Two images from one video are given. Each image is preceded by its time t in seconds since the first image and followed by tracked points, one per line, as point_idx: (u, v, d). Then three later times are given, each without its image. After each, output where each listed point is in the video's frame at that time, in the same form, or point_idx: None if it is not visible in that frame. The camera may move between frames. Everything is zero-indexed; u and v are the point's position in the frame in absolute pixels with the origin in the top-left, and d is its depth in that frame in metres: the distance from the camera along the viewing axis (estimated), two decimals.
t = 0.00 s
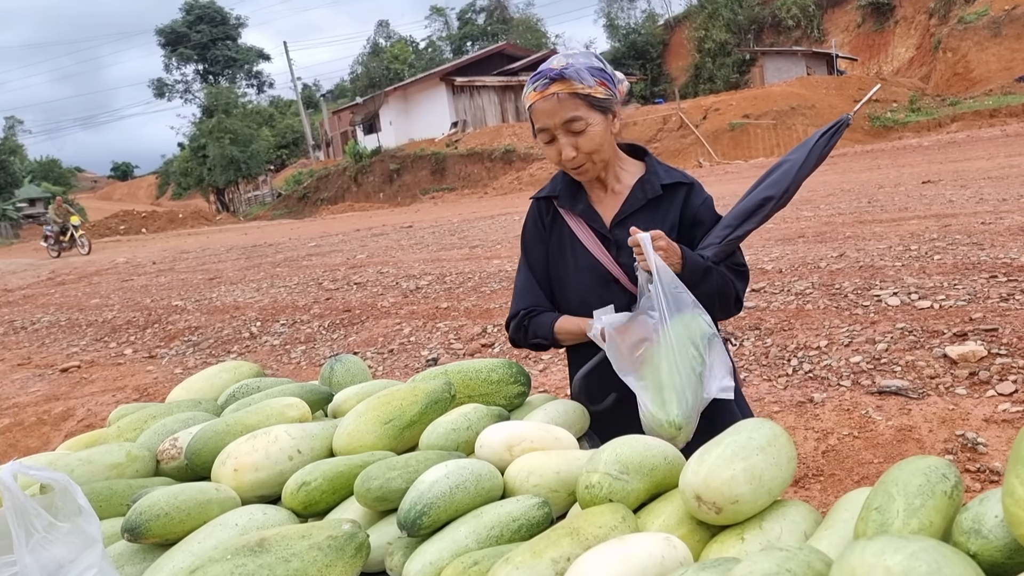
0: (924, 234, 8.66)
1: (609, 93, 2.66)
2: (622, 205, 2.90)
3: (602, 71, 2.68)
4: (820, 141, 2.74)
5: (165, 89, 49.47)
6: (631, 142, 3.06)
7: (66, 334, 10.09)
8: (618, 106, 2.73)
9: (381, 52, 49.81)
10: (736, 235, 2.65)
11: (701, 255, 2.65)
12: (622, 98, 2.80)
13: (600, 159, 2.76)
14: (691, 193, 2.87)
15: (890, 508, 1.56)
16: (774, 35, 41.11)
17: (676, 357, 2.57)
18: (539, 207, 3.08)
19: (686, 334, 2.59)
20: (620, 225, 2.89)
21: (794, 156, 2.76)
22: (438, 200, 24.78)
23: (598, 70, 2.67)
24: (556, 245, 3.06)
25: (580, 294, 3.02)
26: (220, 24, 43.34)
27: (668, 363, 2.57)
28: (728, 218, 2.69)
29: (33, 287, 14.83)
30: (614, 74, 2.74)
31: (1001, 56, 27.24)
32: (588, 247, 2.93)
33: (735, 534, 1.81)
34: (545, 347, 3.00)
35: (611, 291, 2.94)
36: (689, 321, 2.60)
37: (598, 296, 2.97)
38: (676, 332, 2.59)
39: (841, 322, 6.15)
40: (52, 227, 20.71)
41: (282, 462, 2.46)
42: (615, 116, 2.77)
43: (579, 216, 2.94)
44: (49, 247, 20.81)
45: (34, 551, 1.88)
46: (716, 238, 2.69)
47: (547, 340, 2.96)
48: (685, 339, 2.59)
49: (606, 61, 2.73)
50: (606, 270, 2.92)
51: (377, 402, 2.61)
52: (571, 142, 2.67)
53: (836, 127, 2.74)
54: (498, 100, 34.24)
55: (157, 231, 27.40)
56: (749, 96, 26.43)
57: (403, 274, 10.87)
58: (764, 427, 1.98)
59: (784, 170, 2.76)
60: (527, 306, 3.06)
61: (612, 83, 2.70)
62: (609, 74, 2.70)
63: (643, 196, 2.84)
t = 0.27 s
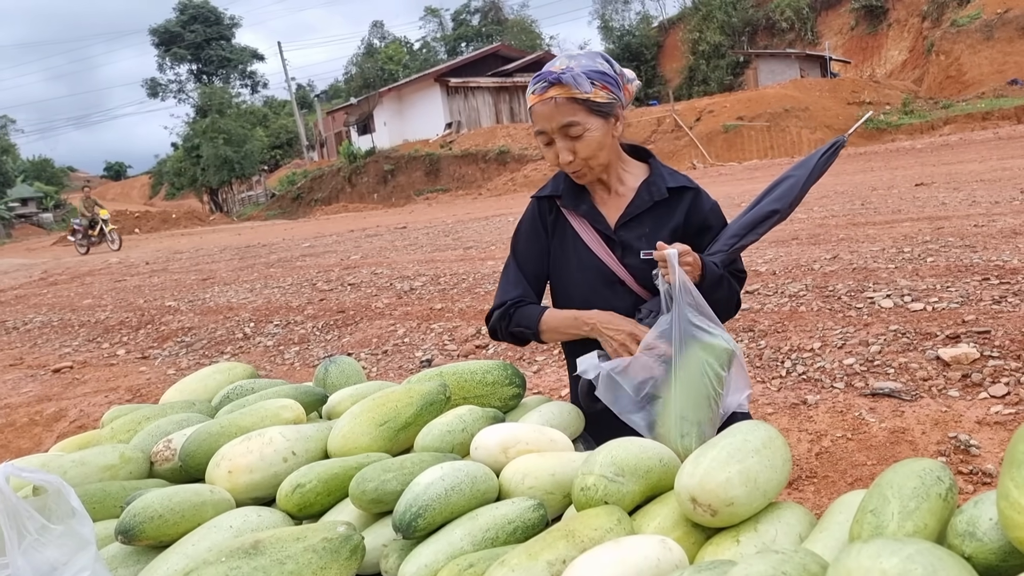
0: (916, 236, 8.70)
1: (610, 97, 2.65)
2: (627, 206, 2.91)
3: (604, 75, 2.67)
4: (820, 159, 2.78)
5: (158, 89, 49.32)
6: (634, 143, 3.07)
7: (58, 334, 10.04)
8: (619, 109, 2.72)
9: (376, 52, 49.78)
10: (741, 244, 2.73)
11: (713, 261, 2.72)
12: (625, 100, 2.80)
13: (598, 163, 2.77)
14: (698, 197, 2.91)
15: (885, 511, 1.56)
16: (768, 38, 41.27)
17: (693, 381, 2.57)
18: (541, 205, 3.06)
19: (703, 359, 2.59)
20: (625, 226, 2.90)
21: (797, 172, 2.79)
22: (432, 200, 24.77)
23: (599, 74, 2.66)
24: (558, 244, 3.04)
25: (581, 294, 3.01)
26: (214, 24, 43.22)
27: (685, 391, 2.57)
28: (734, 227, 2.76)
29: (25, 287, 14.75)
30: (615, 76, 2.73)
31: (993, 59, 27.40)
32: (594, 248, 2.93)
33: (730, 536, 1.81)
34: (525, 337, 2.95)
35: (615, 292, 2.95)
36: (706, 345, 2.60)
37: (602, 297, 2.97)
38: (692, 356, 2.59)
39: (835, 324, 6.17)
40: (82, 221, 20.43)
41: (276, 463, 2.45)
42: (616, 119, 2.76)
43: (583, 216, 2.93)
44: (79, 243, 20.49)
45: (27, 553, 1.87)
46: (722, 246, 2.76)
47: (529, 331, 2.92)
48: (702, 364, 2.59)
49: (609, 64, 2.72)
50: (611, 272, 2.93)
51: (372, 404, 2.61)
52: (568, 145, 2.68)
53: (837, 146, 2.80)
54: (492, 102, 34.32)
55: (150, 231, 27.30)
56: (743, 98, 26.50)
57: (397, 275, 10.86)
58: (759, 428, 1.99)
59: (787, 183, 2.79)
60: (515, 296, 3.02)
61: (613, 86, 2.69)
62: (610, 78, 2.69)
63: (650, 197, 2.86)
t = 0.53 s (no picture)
0: (912, 238, 8.71)
1: (614, 98, 2.65)
2: (631, 206, 2.92)
3: (609, 76, 2.67)
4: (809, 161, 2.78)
5: (155, 86, 49.20)
6: (634, 142, 3.06)
7: (53, 332, 10.02)
8: (622, 110, 2.72)
9: (373, 51, 49.71)
10: (742, 241, 2.74)
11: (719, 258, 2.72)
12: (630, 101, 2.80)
13: (599, 162, 2.77)
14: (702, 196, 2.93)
15: (881, 512, 1.56)
16: (765, 39, 41.33)
17: (696, 376, 2.58)
18: (542, 207, 3.04)
19: (707, 354, 2.59)
20: (630, 225, 2.89)
21: (790, 173, 2.78)
22: (428, 200, 24.76)
23: (604, 75, 2.66)
24: (561, 245, 3.03)
25: (582, 295, 3.00)
26: (211, 21, 43.08)
27: (688, 385, 2.58)
28: (736, 226, 2.76)
29: (20, 283, 14.71)
30: (620, 77, 2.72)
31: (990, 62, 27.46)
32: (599, 248, 2.92)
33: (727, 536, 1.81)
34: (517, 339, 2.95)
35: (620, 291, 2.94)
36: (710, 340, 2.61)
37: (606, 297, 2.95)
38: (697, 350, 2.60)
39: (831, 325, 6.17)
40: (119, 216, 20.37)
41: (272, 462, 2.44)
42: (619, 120, 2.76)
43: (586, 216, 2.92)
44: (114, 236, 20.45)
45: (20, 551, 1.86)
46: (726, 243, 2.76)
47: (520, 332, 2.92)
48: (705, 359, 2.60)
49: (616, 65, 2.72)
50: (616, 272, 2.92)
51: (368, 403, 2.60)
52: (567, 144, 2.68)
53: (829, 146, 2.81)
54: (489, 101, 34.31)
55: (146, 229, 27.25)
56: (740, 99, 26.53)
57: (393, 274, 10.86)
58: (757, 428, 1.99)
59: (782, 183, 2.80)
60: (510, 299, 3.02)
61: (618, 87, 2.69)
62: (615, 78, 2.69)
63: (654, 196, 2.87)
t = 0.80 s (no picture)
0: (913, 238, 8.71)
1: (612, 94, 2.66)
2: (633, 205, 2.92)
3: (609, 71, 2.68)
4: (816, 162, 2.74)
5: (156, 84, 49.18)
6: (639, 142, 3.06)
7: (54, 330, 10.02)
8: (623, 107, 2.73)
9: (374, 50, 49.69)
10: (747, 244, 2.73)
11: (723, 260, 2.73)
12: (634, 101, 2.81)
13: (596, 156, 2.77)
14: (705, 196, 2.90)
15: (885, 512, 1.56)
16: (766, 39, 41.31)
17: (697, 386, 2.53)
18: (547, 209, 3.08)
19: (710, 366, 2.55)
20: (632, 224, 2.89)
21: (796, 176, 2.77)
22: (429, 199, 24.74)
23: (604, 71, 2.68)
24: (565, 245, 3.06)
25: (585, 297, 3.01)
26: (212, 20, 43.02)
27: (690, 396, 2.52)
28: (741, 228, 2.76)
29: (20, 282, 14.71)
30: (622, 75, 2.74)
31: (991, 62, 27.45)
32: (600, 247, 2.93)
33: (730, 537, 1.81)
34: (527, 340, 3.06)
35: (623, 291, 2.93)
36: (714, 352, 2.58)
37: (609, 298, 2.95)
38: (699, 362, 2.57)
39: (832, 325, 6.17)
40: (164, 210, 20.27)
41: (274, 461, 2.44)
42: (618, 117, 2.76)
43: (588, 215, 2.93)
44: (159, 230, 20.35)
45: (22, 549, 1.85)
46: (730, 246, 2.77)
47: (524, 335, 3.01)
48: (707, 370, 2.56)
49: (619, 64, 2.74)
50: (618, 270, 2.91)
51: (370, 402, 2.60)
52: (560, 135, 2.70)
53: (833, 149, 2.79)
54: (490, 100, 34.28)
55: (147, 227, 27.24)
56: (741, 99, 26.52)
57: (394, 273, 10.85)
58: (759, 430, 1.98)
59: (788, 188, 2.78)
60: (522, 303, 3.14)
61: (618, 84, 2.70)
62: (616, 76, 2.70)
63: (656, 196, 2.87)
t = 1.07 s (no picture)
0: (915, 238, 8.69)
1: (609, 94, 2.65)
2: (633, 204, 2.91)
3: (607, 71, 2.67)
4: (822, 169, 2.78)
5: (156, 84, 49.17)
6: (642, 142, 3.06)
7: (55, 329, 10.02)
8: (621, 107, 2.72)
9: (374, 50, 49.68)
10: (749, 246, 2.73)
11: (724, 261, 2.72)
12: (634, 101, 2.80)
13: (592, 155, 2.77)
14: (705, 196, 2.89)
15: (890, 512, 1.56)
16: (767, 38, 41.28)
17: (693, 386, 2.54)
18: (550, 208, 3.10)
19: (707, 367, 2.57)
20: (631, 223, 2.89)
21: (802, 182, 2.79)
22: (429, 198, 24.74)
23: (602, 70, 2.67)
24: (565, 243, 3.07)
25: (583, 295, 3.01)
26: (212, 20, 42.98)
27: (686, 395, 2.53)
28: (743, 230, 2.76)
29: (21, 281, 14.72)
30: (623, 75, 2.73)
31: (991, 62, 27.43)
32: (600, 246, 2.93)
33: (733, 536, 1.80)
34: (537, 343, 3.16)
35: (622, 289, 2.93)
36: (711, 352, 2.59)
37: (608, 295, 2.95)
38: (697, 362, 2.57)
39: (833, 325, 6.17)
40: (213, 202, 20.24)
41: (276, 460, 2.44)
42: (618, 117, 2.75)
43: (589, 214, 2.94)
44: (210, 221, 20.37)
45: (24, 549, 1.85)
46: (732, 247, 2.76)
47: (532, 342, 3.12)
48: (705, 370, 2.57)
49: (619, 63, 2.73)
50: (617, 269, 2.91)
51: (372, 401, 2.59)
52: (558, 135, 2.70)
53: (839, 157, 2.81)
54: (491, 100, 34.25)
55: (147, 227, 27.25)
56: (741, 98, 26.52)
57: (394, 272, 10.85)
58: (762, 429, 1.98)
59: (793, 193, 2.80)
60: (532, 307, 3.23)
61: (617, 84, 2.69)
62: (615, 75, 2.69)
63: (656, 195, 2.85)
